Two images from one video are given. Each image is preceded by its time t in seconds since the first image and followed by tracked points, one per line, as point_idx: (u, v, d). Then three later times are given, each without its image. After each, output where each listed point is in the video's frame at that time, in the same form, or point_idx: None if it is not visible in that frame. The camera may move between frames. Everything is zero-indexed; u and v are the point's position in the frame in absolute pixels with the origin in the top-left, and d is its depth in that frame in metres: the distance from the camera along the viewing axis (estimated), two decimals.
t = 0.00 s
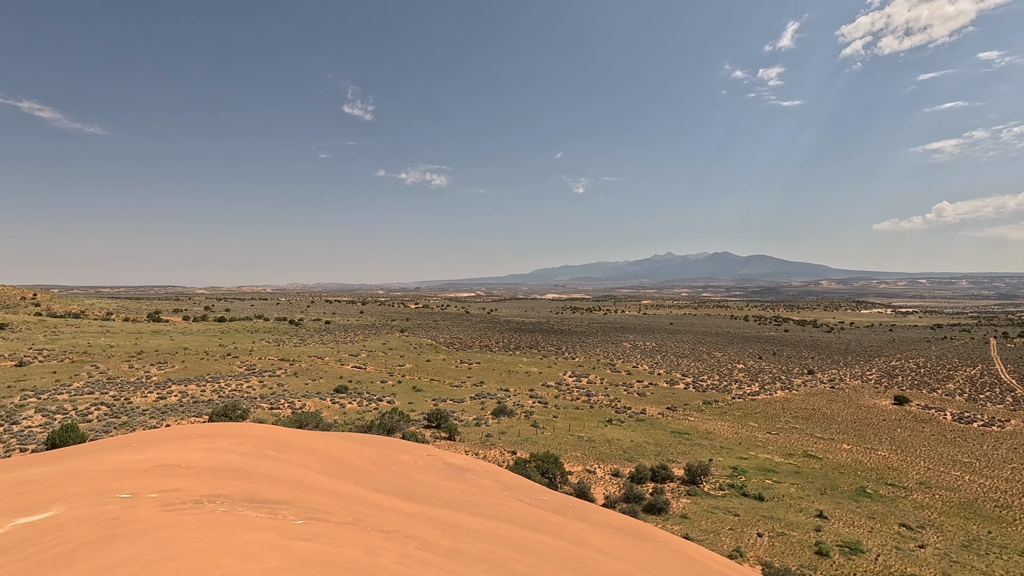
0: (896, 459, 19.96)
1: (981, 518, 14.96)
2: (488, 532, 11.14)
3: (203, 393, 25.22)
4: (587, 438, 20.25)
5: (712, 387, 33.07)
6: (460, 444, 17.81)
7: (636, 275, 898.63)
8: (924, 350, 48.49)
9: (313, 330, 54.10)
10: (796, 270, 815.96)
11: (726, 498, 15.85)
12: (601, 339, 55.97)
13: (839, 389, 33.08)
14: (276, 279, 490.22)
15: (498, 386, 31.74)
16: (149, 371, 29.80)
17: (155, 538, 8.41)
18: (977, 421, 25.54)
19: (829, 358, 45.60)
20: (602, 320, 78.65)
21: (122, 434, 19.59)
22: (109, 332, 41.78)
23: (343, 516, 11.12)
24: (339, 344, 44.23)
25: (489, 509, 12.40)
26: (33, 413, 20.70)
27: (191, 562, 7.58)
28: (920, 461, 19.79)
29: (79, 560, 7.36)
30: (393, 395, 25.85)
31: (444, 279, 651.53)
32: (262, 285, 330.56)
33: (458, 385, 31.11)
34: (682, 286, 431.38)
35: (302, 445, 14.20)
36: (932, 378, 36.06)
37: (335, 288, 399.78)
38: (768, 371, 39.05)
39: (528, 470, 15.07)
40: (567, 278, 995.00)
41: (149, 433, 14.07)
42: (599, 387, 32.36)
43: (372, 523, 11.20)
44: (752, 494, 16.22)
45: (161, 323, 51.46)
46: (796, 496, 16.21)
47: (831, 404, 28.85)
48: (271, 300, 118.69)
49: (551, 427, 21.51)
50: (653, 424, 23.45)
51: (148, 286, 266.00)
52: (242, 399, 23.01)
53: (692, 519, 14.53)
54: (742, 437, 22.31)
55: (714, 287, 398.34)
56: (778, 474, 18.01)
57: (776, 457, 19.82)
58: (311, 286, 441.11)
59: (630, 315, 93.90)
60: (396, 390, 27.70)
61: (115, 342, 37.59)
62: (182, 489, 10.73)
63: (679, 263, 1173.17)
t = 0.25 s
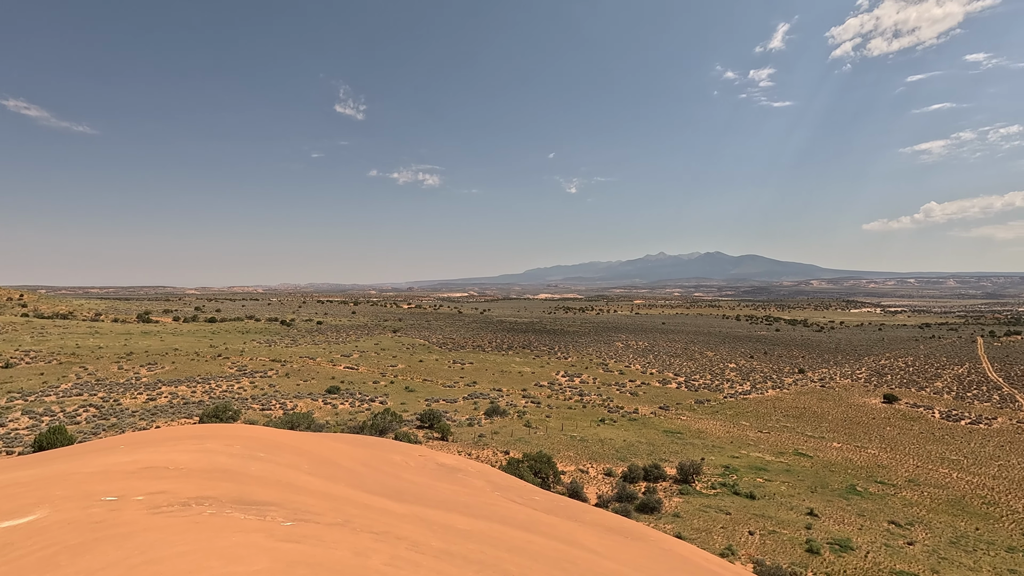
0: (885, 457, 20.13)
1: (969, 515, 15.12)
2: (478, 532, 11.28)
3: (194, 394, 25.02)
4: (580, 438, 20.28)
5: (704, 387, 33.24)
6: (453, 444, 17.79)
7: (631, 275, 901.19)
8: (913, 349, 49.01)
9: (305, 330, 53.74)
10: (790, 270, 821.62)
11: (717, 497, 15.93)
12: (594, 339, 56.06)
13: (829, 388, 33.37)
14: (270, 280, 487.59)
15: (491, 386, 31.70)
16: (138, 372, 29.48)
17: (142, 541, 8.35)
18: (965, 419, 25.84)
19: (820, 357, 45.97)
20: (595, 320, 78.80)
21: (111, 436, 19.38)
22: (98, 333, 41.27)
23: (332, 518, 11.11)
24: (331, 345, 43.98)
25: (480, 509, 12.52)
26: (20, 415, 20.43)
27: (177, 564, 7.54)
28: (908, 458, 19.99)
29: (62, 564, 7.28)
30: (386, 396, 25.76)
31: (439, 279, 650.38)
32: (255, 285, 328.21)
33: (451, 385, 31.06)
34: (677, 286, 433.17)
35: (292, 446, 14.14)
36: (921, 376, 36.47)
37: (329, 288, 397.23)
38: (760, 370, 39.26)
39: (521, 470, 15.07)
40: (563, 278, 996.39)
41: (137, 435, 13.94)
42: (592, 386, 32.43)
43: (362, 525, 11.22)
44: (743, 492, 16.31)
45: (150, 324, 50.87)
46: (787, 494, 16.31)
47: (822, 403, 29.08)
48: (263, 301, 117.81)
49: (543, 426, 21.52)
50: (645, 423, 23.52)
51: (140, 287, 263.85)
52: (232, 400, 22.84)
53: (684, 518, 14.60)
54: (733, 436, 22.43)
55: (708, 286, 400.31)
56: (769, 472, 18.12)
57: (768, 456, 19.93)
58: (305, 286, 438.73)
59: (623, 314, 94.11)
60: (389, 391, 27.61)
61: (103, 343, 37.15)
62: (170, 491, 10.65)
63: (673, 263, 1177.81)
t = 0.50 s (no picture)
0: (870, 454, 20.40)
1: (951, 511, 15.36)
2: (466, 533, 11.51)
3: (180, 395, 24.74)
4: (570, 437, 20.31)
5: (693, 386, 33.47)
6: (442, 445, 17.73)
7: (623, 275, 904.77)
8: (897, 347, 49.84)
9: (293, 330, 53.23)
10: (780, 270, 829.95)
11: (706, 495, 16.03)
12: (584, 338, 56.20)
13: (815, 386, 33.78)
14: (259, 280, 482.34)
15: (481, 386, 31.66)
16: (122, 373, 29.02)
17: (122, 545, 8.22)
18: (947, 416, 26.28)
19: (807, 355, 46.52)
20: (585, 320, 79.02)
21: (94, 439, 19.09)
22: (81, 334, 40.54)
23: (318, 519, 11.05)
24: (320, 345, 43.64)
25: (467, 509, 12.68)
26: None
27: (159, 568, 7.45)
28: (893, 456, 20.25)
29: (39, 569, 7.15)
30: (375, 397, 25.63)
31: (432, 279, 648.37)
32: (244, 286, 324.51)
33: (440, 385, 30.98)
34: (668, 285, 435.79)
35: (279, 447, 14.02)
36: (904, 375, 37.04)
37: (319, 288, 393.84)
38: (748, 369, 39.64)
39: (511, 469, 15.05)
40: (555, 278, 998.04)
41: (119, 437, 13.72)
42: (581, 386, 32.53)
43: (349, 527, 11.20)
44: (731, 491, 16.42)
45: (135, 325, 50.09)
46: (774, 492, 16.45)
47: (808, 401, 29.43)
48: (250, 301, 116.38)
49: (533, 426, 21.52)
50: (634, 422, 23.60)
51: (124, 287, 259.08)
52: (219, 402, 22.58)
53: (673, 517, 14.66)
54: (721, 434, 22.58)
55: (700, 286, 403.17)
56: (757, 471, 18.27)
57: (755, 454, 20.10)
58: (295, 287, 434.76)
59: (613, 314, 94.42)
60: (378, 391, 27.47)
61: (87, 344, 36.50)
62: (152, 494, 10.51)
63: (665, 263, 1184.63)
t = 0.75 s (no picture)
0: (850, 450, 20.74)
1: (929, 505, 15.69)
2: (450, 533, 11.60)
3: (160, 397, 24.30)
4: (556, 436, 20.35)
5: (677, 384, 33.75)
6: (428, 444, 17.66)
7: (611, 274, 909.38)
8: (877, 345, 50.84)
9: (277, 330, 52.60)
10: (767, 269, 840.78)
11: (690, 492, 16.15)
12: (570, 338, 56.37)
13: (798, 384, 34.30)
14: (246, 280, 475.39)
15: (467, 385, 31.60)
16: (101, 375, 28.42)
17: (98, 550, 8.06)
18: (924, 412, 26.85)
19: (789, 353, 47.20)
20: (572, 319, 79.39)
21: (71, 442, 18.65)
22: (57, 334, 39.57)
23: (301, 521, 10.95)
24: (304, 345, 43.20)
25: (452, 509, 12.82)
26: None
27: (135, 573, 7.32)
28: (872, 452, 20.61)
29: None
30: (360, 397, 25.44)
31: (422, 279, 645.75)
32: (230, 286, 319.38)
33: (426, 385, 30.88)
34: (658, 285, 438.64)
35: (261, 448, 13.85)
36: (883, 372, 37.80)
37: (307, 288, 390.39)
38: (732, 368, 40.08)
39: (497, 469, 15.00)
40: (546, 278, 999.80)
41: (96, 440, 13.43)
42: (567, 385, 32.65)
43: (331, 528, 11.14)
44: (715, 488, 16.57)
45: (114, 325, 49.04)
46: (757, 489, 16.65)
47: (790, 398, 29.85)
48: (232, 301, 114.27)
49: (519, 425, 21.52)
50: (620, 421, 23.73)
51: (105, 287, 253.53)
52: (200, 403, 22.25)
53: (658, 514, 14.75)
54: (705, 432, 22.79)
55: (688, 285, 406.55)
56: (740, 468, 18.47)
57: (739, 451, 20.32)
58: (283, 286, 429.36)
59: (601, 313, 94.74)
60: (363, 391, 27.28)
61: (64, 345, 35.64)
62: (130, 497, 10.32)
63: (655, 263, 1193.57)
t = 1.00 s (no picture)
0: (828, 446, 21.12)
1: (903, 499, 16.07)
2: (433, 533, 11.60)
3: (137, 398, 23.81)
4: (540, 435, 20.40)
5: (660, 382, 34.09)
6: (412, 444, 17.59)
7: (600, 273, 914.17)
8: (854, 343, 51.97)
9: (259, 330, 51.81)
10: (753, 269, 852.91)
11: (673, 489, 16.32)
12: (555, 336, 56.56)
13: (778, 381, 34.88)
14: (230, 279, 467.69)
15: (451, 384, 31.52)
16: (75, 376, 27.70)
17: (69, 555, 7.86)
18: (899, 408, 27.50)
19: (770, 351, 47.97)
20: (557, 318, 79.64)
21: (42, 445, 18.16)
22: (29, 335, 38.42)
23: (281, 522, 10.84)
24: (286, 345, 42.67)
25: (435, 508, 12.85)
26: None
27: None
28: (849, 447, 21.03)
29: None
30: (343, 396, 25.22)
31: (410, 278, 642.12)
32: (213, 285, 313.82)
33: (410, 384, 30.72)
34: (645, 283, 442.48)
35: (240, 449, 13.65)
36: (860, 369, 38.65)
37: (293, 287, 385.65)
38: (714, 365, 40.60)
39: (481, 468, 15.01)
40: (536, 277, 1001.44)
41: (68, 442, 13.08)
42: (552, 383, 32.76)
43: (312, 529, 11.04)
44: (697, 484, 16.77)
45: (89, 325, 47.76)
46: (738, 485, 16.88)
47: (770, 395, 30.33)
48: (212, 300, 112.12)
49: (504, 424, 21.54)
50: (603, 419, 23.87)
51: (83, 287, 247.50)
52: (178, 404, 21.84)
53: (640, 511, 14.89)
54: (688, 429, 23.04)
55: (676, 284, 410.49)
56: (722, 464, 18.69)
57: (720, 448, 20.57)
58: (268, 286, 423.30)
59: (586, 312, 95.20)
60: (346, 391, 27.06)
61: (37, 345, 34.65)
62: (103, 501, 10.08)
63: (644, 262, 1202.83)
